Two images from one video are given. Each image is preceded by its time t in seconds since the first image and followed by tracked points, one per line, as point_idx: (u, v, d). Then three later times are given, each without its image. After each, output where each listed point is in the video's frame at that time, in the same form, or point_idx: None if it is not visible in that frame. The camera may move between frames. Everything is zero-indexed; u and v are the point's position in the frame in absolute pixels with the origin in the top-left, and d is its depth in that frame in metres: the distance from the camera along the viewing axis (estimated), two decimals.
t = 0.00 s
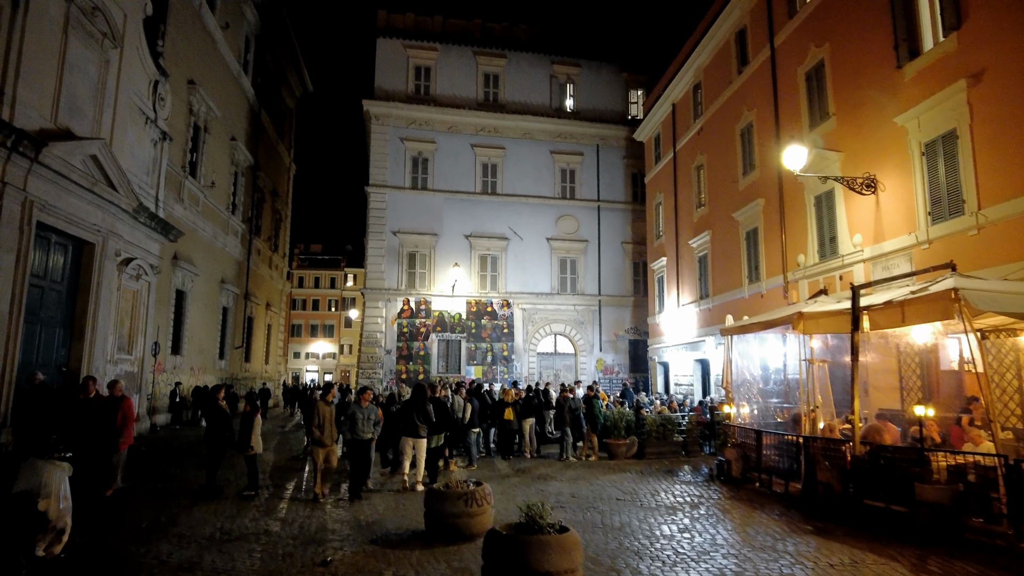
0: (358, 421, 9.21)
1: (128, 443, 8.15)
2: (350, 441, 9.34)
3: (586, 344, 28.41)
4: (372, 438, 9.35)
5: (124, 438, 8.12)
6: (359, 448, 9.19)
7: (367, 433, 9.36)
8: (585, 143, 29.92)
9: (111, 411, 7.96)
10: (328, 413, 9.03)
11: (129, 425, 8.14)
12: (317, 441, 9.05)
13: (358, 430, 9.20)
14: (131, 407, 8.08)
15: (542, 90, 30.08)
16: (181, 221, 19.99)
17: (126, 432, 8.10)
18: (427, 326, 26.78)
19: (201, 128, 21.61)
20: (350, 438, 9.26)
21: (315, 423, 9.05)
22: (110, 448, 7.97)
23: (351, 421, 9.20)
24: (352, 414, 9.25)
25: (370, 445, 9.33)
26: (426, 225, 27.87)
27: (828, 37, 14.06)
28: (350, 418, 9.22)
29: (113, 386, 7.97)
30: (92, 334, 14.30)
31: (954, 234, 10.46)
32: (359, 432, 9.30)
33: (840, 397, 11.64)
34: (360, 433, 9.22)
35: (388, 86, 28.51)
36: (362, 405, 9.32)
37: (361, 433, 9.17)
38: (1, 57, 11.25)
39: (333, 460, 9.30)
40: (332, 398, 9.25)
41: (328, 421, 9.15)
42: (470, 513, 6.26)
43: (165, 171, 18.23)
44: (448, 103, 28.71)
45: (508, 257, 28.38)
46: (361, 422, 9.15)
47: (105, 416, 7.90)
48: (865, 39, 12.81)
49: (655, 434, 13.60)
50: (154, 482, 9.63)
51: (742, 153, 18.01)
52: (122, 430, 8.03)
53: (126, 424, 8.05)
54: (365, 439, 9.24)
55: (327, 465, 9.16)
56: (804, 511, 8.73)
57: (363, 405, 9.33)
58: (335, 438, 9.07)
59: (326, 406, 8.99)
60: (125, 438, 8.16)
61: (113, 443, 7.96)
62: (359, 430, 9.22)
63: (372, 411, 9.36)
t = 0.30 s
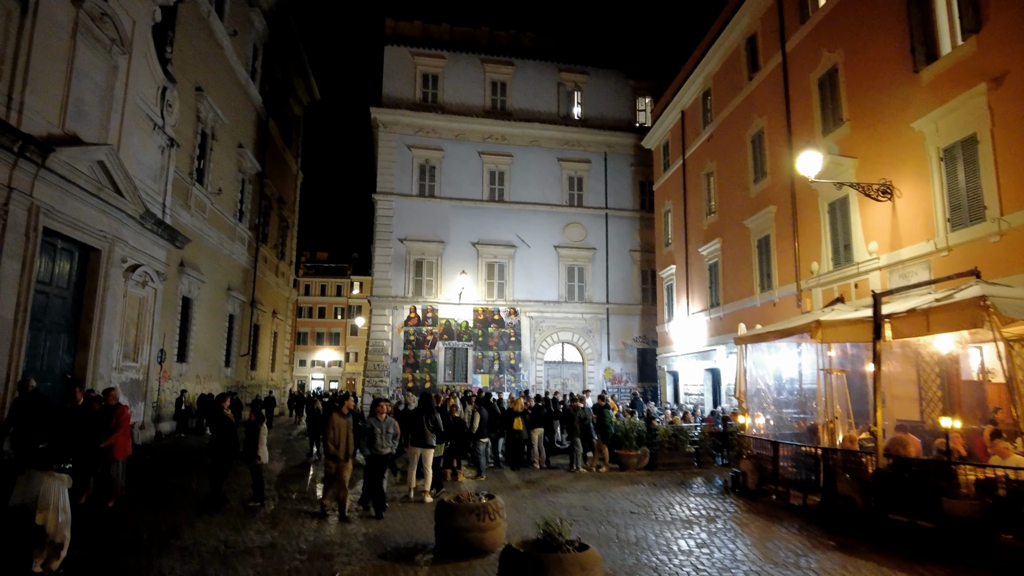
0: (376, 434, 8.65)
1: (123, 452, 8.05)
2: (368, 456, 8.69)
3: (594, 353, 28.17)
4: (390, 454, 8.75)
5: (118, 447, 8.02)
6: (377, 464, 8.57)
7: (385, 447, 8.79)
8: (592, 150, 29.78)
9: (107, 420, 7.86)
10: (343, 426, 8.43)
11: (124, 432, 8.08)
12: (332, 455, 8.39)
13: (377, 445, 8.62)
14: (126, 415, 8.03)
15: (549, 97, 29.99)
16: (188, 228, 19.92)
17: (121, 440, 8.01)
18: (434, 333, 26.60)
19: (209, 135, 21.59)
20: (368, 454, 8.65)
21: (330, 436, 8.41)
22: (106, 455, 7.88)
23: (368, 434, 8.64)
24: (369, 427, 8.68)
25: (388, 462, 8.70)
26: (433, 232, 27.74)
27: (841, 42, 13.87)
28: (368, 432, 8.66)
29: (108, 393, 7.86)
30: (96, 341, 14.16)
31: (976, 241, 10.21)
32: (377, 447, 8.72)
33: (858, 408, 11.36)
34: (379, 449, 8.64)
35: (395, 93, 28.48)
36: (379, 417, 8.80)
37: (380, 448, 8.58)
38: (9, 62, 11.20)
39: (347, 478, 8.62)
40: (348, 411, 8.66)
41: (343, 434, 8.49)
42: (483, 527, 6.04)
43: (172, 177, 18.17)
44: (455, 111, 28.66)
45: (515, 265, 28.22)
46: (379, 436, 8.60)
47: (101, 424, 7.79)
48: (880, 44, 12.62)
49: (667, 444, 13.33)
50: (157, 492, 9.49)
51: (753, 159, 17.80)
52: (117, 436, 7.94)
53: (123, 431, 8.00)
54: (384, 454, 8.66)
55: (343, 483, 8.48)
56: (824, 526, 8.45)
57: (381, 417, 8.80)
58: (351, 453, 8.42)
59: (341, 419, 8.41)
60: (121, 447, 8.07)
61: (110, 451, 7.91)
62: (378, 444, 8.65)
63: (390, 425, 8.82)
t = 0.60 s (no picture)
0: (397, 439, 8.52)
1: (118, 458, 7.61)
2: (389, 463, 8.46)
3: (604, 360, 27.92)
4: (411, 459, 8.64)
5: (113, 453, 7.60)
6: (398, 470, 8.42)
7: (406, 452, 8.66)
8: (602, 156, 29.62)
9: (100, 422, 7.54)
10: (363, 432, 8.20)
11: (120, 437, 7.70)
12: (350, 464, 8.09)
13: (398, 450, 8.49)
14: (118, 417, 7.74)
15: (559, 104, 29.90)
16: (197, 234, 19.89)
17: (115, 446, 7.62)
18: (443, 340, 26.44)
19: (219, 142, 21.63)
20: (389, 459, 8.51)
21: (347, 443, 8.14)
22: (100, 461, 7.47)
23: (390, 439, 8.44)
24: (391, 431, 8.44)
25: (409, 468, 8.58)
26: (442, 238, 27.64)
27: (857, 45, 13.67)
28: (389, 437, 8.52)
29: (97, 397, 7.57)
30: (105, 347, 14.11)
31: (998, 245, 9.96)
32: (397, 452, 8.57)
33: (878, 417, 11.07)
34: (400, 453, 8.50)
35: (405, 100, 28.48)
36: (401, 421, 8.59)
37: (401, 453, 8.46)
38: (20, 69, 11.20)
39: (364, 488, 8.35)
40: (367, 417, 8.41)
41: (362, 441, 8.24)
42: (496, 539, 5.85)
43: (182, 184, 18.15)
44: (464, 118, 28.62)
45: (524, 271, 28.04)
46: (400, 441, 8.47)
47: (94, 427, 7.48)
48: (898, 47, 12.42)
49: (681, 453, 13.09)
50: (164, 501, 9.38)
51: (766, 164, 17.59)
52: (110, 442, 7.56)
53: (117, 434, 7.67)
54: (405, 459, 8.53)
55: (359, 494, 8.14)
56: (847, 538, 8.20)
57: (401, 423, 8.67)
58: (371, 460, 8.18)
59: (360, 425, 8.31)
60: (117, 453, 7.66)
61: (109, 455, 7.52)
62: (398, 450, 8.51)
63: (411, 429, 8.74)
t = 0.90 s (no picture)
0: (423, 449, 8.10)
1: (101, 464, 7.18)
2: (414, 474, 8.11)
3: (613, 363, 27.67)
4: (437, 468, 8.27)
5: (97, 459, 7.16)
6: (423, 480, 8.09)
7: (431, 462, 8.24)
8: (610, 158, 29.43)
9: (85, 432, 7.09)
10: (381, 440, 7.95)
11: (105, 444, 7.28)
12: (367, 474, 7.87)
13: (423, 459, 8.10)
14: (109, 421, 7.32)
15: (566, 105, 29.74)
16: (204, 237, 19.83)
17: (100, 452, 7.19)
18: (450, 343, 26.27)
19: (226, 145, 21.58)
20: (414, 469, 8.12)
21: (364, 452, 7.90)
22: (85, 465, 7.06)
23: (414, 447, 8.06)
24: (415, 439, 8.11)
25: (434, 478, 8.21)
26: (449, 241, 27.51)
27: (871, 41, 13.44)
28: (414, 446, 8.13)
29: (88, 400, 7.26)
30: (112, 350, 14.03)
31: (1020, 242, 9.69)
32: (422, 462, 8.17)
33: (897, 419, 10.79)
34: (426, 464, 8.11)
35: (412, 103, 28.41)
36: (425, 430, 8.23)
37: (427, 463, 8.07)
38: (27, 71, 11.14)
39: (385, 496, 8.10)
40: (385, 423, 8.15)
41: (379, 449, 7.99)
42: (508, 545, 5.66)
43: (188, 187, 18.09)
44: (471, 120, 28.51)
45: (532, 274, 27.85)
46: (425, 450, 8.08)
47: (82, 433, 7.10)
48: (912, 42, 12.19)
49: (694, 457, 12.83)
50: (168, 506, 9.25)
51: (777, 164, 17.34)
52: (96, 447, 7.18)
53: (110, 438, 7.35)
54: (429, 470, 8.14)
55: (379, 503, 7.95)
56: (867, 544, 7.96)
57: (426, 430, 8.25)
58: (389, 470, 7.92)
59: (377, 432, 7.96)
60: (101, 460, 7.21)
61: (104, 462, 7.25)
62: (424, 459, 8.12)
63: (436, 437, 8.32)
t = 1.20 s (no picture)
0: (450, 453, 7.96)
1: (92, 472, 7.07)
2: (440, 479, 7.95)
3: (623, 368, 27.37)
4: (461, 475, 8.07)
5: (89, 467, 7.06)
6: (449, 487, 7.88)
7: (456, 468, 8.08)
8: (618, 161, 29.22)
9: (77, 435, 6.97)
10: (399, 447, 7.48)
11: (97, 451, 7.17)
12: (383, 483, 7.36)
13: (449, 464, 7.92)
14: (98, 427, 7.18)
15: (573, 108, 29.57)
16: (211, 242, 19.73)
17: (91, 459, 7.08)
18: (458, 348, 26.06)
19: (232, 150, 21.52)
20: (438, 474, 7.95)
21: (381, 460, 7.43)
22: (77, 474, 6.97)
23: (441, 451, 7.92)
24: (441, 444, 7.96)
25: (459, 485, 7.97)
26: (456, 246, 27.33)
27: (885, 38, 13.19)
28: (438, 450, 7.98)
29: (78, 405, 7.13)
30: (116, 356, 13.89)
31: None
32: (448, 467, 8.00)
33: (918, 425, 10.46)
34: (452, 469, 7.93)
35: (419, 107, 28.31)
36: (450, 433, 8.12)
37: (453, 468, 7.90)
38: (30, 74, 11.05)
39: (409, 508, 7.53)
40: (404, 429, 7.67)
41: (397, 457, 7.47)
42: (519, 558, 5.43)
43: (194, 192, 17.99)
44: (478, 124, 28.38)
45: (540, 278, 27.64)
46: (452, 455, 7.92)
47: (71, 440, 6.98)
48: (928, 38, 11.92)
49: (707, 463, 12.56)
50: (171, 515, 9.06)
51: (789, 165, 17.07)
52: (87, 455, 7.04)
53: (98, 445, 7.18)
54: (456, 476, 7.95)
55: (402, 515, 7.36)
56: (891, 556, 7.65)
57: (452, 433, 8.16)
58: (407, 478, 7.43)
59: (395, 440, 7.52)
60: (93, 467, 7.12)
61: (90, 470, 7.06)
62: (449, 464, 7.96)
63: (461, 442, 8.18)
